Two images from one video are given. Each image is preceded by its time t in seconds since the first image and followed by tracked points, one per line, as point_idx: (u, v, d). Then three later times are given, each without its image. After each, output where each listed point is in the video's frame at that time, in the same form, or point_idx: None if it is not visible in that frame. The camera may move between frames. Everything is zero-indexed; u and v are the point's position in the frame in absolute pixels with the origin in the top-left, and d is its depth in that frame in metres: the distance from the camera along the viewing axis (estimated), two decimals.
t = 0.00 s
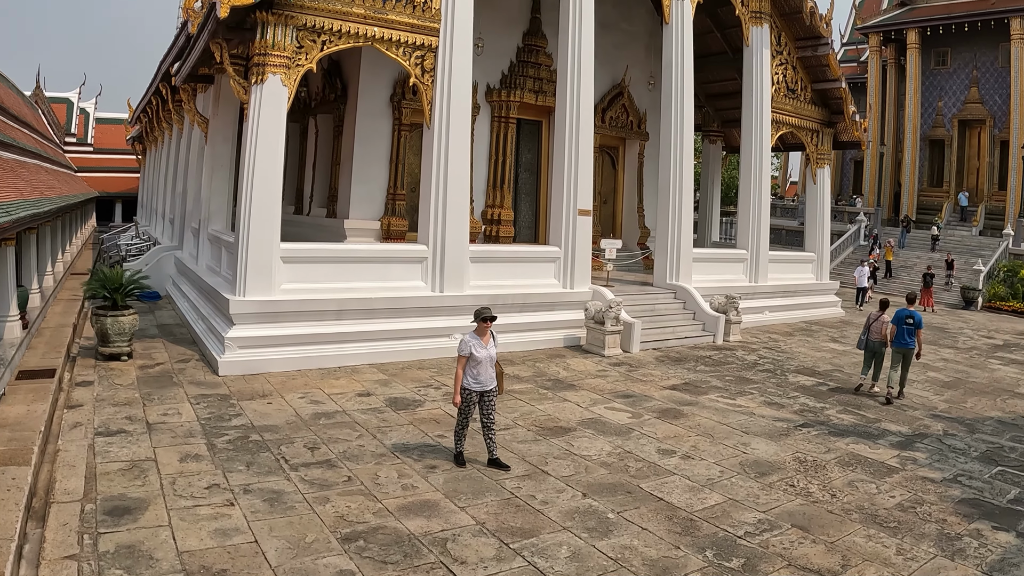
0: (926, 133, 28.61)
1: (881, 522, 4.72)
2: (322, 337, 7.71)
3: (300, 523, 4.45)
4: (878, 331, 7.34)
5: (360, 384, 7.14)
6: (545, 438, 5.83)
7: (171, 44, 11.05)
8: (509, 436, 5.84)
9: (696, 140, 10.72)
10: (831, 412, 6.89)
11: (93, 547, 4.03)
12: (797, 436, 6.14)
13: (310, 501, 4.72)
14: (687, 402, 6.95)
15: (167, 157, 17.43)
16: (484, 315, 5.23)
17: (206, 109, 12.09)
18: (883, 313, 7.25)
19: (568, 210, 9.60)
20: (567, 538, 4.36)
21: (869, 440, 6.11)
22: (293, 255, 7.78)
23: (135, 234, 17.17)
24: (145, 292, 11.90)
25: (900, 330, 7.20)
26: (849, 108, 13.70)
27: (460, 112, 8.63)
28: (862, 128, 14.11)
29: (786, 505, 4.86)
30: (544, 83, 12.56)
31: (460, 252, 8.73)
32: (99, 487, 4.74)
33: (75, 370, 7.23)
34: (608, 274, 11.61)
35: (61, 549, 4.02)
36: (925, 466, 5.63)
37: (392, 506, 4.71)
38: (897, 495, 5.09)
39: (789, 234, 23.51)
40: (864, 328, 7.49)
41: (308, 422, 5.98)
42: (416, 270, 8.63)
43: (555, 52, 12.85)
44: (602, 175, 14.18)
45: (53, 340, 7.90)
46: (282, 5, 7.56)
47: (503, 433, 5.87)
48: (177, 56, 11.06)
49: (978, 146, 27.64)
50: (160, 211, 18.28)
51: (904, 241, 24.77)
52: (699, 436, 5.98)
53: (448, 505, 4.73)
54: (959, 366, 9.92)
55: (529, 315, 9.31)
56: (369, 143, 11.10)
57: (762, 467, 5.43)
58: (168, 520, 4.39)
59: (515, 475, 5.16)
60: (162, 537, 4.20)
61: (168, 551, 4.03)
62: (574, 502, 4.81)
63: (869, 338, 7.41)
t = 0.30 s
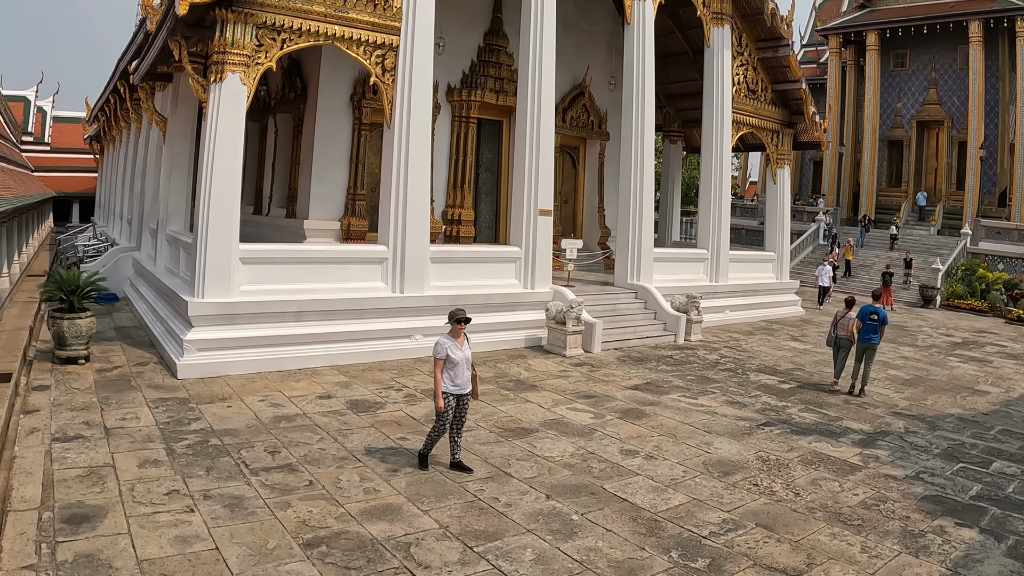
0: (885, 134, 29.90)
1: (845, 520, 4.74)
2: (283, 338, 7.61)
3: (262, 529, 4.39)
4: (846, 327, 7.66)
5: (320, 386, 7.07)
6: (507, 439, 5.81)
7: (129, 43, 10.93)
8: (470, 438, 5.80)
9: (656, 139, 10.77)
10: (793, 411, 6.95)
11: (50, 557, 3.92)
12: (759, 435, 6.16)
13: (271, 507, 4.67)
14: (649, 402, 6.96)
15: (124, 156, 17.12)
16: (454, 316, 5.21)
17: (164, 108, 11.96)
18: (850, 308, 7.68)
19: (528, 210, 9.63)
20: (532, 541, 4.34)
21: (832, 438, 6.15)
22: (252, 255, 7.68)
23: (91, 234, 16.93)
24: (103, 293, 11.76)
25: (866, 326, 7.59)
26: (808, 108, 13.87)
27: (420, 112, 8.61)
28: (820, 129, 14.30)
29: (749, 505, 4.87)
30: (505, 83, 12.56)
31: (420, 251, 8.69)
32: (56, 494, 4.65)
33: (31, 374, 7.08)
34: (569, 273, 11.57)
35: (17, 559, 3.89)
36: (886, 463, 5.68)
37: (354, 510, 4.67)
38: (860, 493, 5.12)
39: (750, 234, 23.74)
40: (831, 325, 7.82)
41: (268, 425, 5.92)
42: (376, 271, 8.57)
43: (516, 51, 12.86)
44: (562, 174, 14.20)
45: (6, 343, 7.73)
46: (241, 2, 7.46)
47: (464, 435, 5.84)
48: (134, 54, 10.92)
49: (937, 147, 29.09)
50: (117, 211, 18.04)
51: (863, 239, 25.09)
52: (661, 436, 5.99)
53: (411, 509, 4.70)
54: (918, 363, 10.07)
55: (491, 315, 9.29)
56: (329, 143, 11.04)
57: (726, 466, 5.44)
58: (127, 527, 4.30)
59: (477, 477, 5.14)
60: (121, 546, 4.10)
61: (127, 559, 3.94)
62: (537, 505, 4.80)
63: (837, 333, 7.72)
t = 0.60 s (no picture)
0: (845, 133, 30.22)
1: (812, 520, 4.73)
2: (244, 342, 7.52)
3: (224, 538, 4.30)
4: (812, 325, 7.94)
5: (281, 390, 6.99)
6: (471, 442, 5.77)
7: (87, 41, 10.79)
8: (434, 441, 5.75)
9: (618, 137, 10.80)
10: (758, 410, 6.98)
11: (5, 570, 3.79)
12: (724, 435, 6.17)
13: (234, 515, 4.59)
14: (613, 403, 6.96)
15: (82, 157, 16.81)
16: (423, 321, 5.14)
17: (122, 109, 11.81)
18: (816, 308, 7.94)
19: (490, 210, 9.63)
20: (498, 546, 4.30)
21: (797, 437, 6.18)
22: (212, 258, 7.56)
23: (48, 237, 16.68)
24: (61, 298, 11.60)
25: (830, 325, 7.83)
26: (771, 108, 13.93)
27: (381, 113, 8.56)
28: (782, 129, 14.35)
29: (716, 506, 4.85)
30: (466, 83, 12.54)
31: (381, 252, 8.62)
32: (12, 506, 4.52)
33: None
34: (531, 274, 11.55)
35: None
36: (851, 461, 5.71)
37: (318, 517, 4.61)
38: (826, 492, 5.12)
39: (710, 233, 23.79)
40: (800, 324, 8.10)
41: (229, 431, 5.85)
42: (336, 273, 8.48)
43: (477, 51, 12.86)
44: (523, 174, 14.17)
45: None
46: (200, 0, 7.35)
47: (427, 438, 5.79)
48: (93, 51, 10.78)
49: (896, 147, 29.52)
50: (75, 213, 17.79)
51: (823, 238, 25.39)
52: (626, 437, 5.98)
53: (375, 515, 4.65)
54: (880, 361, 10.19)
55: (453, 317, 9.27)
56: (289, 143, 10.93)
57: (691, 467, 5.43)
58: (86, 538, 4.19)
59: (442, 482, 5.09)
60: (80, 558, 3.98)
61: (85, 571, 3.83)
62: (503, 509, 4.76)
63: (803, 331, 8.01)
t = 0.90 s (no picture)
0: (806, 133, 30.39)
1: (780, 518, 4.73)
2: (205, 345, 7.43)
3: (189, 547, 4.22)
4: (778, 320, 8.24)
5: (244, 394, 6.91)
6: (437, 445, 5.73)
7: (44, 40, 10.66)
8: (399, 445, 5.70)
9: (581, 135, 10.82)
10: (723, 409, 7.02)
11: None
12: (690, 434, 6.19)
13: (198, 523, 4.51)
14: (579, 403, 6.96)
15: (39, 159, 16.51)
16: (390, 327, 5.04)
17: (79, 108, 11.65)
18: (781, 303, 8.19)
19: (452, 209, 9.63)
20: (467, 551, 4.25)
21: (763, 435, 6.21)
22: (172, 260, 7.44)
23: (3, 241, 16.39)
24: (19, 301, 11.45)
25: (795, 320, 8.07)
26: (732, 108, 14.01)
27: (343, 113, 8.48)
28: (743, 128, 14.35)
29: (684, 506, 4.84)
30: (428, 82, 12.50)
31: (344, 253, 8.56)
32: None
33: None
34: (494, 274, 11.51)
35: None
36: (817, 459, 5.74)
37: (284, 524, 4.54)
38: (794, 489, 5.14)
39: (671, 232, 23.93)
40: (768, 318, 8.36)
41: (192, 436, 5.77)
42: (299, 275, 8.39)
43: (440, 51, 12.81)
44: (486, 175, 14.16)
45: None
46: None
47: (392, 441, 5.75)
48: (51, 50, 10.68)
49: (856, 146, 29.68)
50: (31, 216, 17.50)
51: (783, 237, 25.56)
52: (592, 437, 5.97)
53: (342, 521, 4.59)
54: (843, 358, 10.28)
55: (416, 318, 9.25)
56: (251, 143, 10.77)
57: (659, 466, 5.43)
58: (48, 550, 4.09)
59: (408, 485, 5.05)
60: (42, 570, 3.89)
61: None
62: (471, 512, 4.72)
63: (771, 326, 8.30)
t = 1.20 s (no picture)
0: (764, 131, 30.69)
1: (745, 516, 4.73)
2: (164, 348, 7.31)
3: (151, 556, 4.13)
4: (744, 319, 8.47)
5: (203, 398, 6.82)
6: (400, 447, 5.69)
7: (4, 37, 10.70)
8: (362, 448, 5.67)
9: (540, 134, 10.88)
10: (685, 407, 7.05)
11: None
12: (653, 433, 6.21)
13: (159, 531, 4.42)
14: (540, 404, 6.96)
15: None
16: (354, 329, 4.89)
17: (34, 107, 11.50)
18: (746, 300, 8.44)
19: (411, 208, 9.62)
20: (433, 554, 4.21)
21: (726, 434, 6.25)
22: (129, 262, 7.30)
23: None
24: None
25: (759, 316, 8.28)
26: (692, 107, 14.21)
27: (302, 111, 8.42)
28: (704, 128, 14.60)
29: (650, 505, 4.84)
30: (388, 81, 12.28)
31: (303, 254, 8.49)
32: None
33: None
34: (453, 274, 11.44)
35: None
36: (780, 456, 5.79)
37: (246, 530, 4.47)
38: (758, 487, 5.16)
39: (631, 231, 24.26)
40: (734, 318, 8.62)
41: (151, 442, 5.69)
42: (258, 275, 8.31)
43: (399, 49, 12.60)
44: (444, 174, 14.08)
45: None
46: None
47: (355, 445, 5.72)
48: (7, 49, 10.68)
49: (813, 145, 29.91)
50: None
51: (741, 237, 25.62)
52: (555, 438, 5.97)
53: (305, 526, 4.53)
54: (804, 355, 10.39)
55: (377, 318, 9.22)
56: (208, 142, 10.55)
57: (622, 466, 5.43)
58: (7, 561, 3.98)
59: (372, 489, 5.00)
60: None
61: None
62: (436, 515, 4.69)
63: (737, 325, 8.55)
